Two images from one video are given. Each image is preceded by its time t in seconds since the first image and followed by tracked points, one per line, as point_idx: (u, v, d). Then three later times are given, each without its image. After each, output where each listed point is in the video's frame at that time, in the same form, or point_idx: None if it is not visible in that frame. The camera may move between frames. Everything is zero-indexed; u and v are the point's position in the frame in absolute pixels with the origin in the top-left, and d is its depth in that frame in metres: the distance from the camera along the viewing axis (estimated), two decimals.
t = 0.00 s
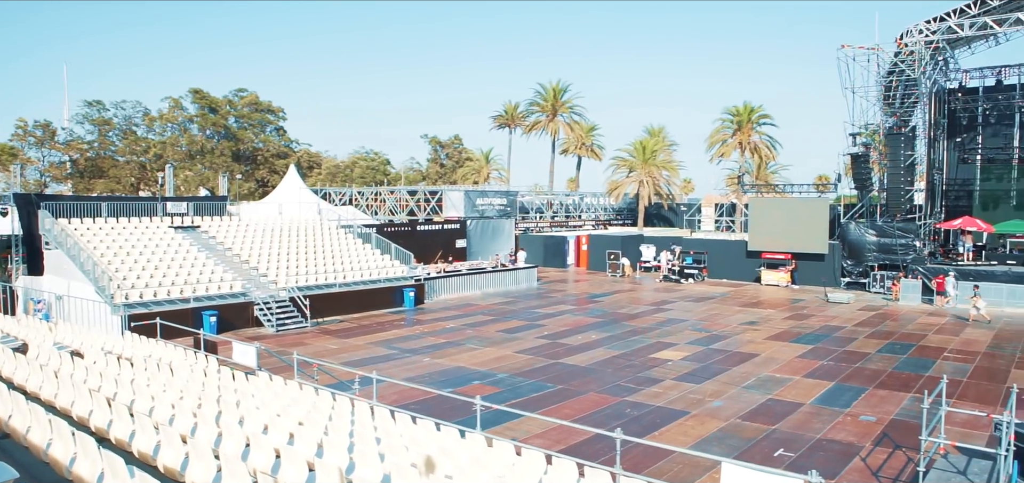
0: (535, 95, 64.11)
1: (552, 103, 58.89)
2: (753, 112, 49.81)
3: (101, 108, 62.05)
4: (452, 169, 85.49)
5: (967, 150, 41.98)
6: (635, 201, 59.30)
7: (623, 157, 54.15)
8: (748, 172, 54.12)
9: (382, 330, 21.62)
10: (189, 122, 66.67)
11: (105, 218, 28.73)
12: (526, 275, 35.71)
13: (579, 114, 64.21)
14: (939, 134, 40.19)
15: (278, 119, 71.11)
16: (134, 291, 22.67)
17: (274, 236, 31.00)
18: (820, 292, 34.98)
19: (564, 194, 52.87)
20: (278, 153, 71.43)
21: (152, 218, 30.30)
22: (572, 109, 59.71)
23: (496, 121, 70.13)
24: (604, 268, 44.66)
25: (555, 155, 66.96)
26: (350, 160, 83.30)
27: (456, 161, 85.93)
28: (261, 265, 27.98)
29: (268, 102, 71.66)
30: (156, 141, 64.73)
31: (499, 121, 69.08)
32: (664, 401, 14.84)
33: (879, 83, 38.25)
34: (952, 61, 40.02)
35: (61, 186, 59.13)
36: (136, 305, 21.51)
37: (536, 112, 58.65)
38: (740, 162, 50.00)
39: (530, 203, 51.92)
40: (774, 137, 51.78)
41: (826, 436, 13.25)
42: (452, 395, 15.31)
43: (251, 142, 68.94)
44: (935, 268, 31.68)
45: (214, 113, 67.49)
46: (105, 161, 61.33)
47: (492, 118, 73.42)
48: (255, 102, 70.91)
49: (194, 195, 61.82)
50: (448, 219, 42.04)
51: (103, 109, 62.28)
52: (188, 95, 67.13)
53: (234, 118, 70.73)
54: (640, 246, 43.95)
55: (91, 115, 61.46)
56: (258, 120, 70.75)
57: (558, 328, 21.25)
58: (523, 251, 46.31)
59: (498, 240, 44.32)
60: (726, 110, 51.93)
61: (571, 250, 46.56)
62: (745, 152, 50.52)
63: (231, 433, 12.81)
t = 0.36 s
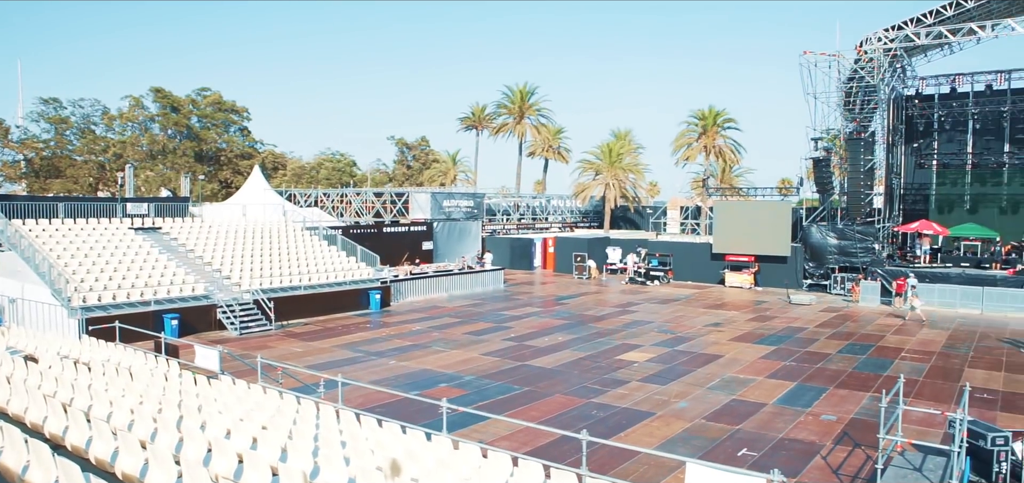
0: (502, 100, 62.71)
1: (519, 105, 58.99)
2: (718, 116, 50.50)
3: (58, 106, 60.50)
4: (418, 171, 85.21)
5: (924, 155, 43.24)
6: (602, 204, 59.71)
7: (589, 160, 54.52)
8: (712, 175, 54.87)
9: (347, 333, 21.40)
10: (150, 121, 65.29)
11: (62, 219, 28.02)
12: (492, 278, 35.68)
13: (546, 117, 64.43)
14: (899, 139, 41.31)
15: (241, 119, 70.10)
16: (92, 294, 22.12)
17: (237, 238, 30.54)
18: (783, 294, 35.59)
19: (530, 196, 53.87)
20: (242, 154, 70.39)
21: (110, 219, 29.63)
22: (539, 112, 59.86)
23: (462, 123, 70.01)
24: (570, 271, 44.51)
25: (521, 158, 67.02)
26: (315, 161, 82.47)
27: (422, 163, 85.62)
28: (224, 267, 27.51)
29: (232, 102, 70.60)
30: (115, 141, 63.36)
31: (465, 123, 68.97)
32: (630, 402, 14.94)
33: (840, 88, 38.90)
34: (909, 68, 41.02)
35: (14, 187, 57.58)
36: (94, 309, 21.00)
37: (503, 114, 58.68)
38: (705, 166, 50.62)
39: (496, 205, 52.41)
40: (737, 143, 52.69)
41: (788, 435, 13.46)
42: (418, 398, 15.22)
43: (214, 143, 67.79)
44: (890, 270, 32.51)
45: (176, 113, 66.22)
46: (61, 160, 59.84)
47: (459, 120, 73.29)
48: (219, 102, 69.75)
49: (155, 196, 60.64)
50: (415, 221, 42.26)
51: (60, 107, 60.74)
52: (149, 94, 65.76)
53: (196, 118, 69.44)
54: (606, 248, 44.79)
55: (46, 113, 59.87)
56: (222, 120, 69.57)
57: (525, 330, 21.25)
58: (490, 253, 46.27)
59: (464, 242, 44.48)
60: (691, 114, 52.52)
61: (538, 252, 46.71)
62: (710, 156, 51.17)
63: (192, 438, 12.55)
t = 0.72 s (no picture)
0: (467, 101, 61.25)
1: (485, 107, 58.97)
2: (682, 119, 51.08)
3: (10, 104, 58.83)
4: (384, 172, 84.57)
5: (881, 158, 44.32)
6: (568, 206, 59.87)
7: (555, 162, 54.68)
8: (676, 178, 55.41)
9: (310, 335, 21.18)
10: (107, 120, 63.78)
11: (15, 220, 27.29)
12: (458, 280, 35.63)
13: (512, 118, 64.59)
14: (858, 143, 42.33)
15: (203, 119, 68.93)
16: (47, 297, 21.57)
17: (199, 239, 30.05)
18: (747, 295, 36.09)
19: (497, 197, 53.44)
20: (203, 154, 69.19)
21: (66, 220, 28.96)
22: (505, 113, 59.89)
23: (428, 124, 69.71)
24: (536, 272, 44.90)
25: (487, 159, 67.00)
26: (278, 162, 81.44)
27: (388, 165, 84.92)
28: (186, 269, 27.04)
29: (194, 101, 69.39)
30: (71, 140, 61.83)
31: (431, 124, 68.70)
32: (596, 403, 15.02)
33: (801, 93, 38.50)
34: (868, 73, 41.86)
35: None
36: (49, 313, 20.47)
37: (470, 115, 58.56)
38: (669, 167, 51.10)
39: (461, 207, 52.11)
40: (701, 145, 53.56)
41: (751, 434, 13.65)
42: (384, 400, 15.13)
43: (175, 143, 66.51)
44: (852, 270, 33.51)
45: (135, 112, 64.82)
46: (14, 160, 58.24)
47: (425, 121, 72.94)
48: (180, 101, 68.49)
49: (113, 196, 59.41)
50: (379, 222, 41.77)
51: (13, 105, 59.08)
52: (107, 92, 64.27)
53: (156, 117, 68.03)
54: (572, 249, 44.66)
55: None
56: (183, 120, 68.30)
57: (491, 331, 21.25)
58: (456, 255, 46.16)
59: (430, 243, 44.35)
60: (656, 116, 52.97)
61: (504, 254, 46.55)
62: (675, 158, 51.60)
63: (151, 444, 12.28)
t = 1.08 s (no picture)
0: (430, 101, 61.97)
1: (450, 107, 58.83)
2: (645, 120, 51.62)
3: None
4: (347, 173, 83.65)
5: (839, 160, 45.18)
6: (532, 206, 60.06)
7: (519, 162, 54.75)
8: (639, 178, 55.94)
9: (272, 338, 20.87)
10: (60, 119, 61.97)
11: None
12: (422, 281, 35.45)
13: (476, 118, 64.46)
14: (816, 145, 43.01)
15: (161, 118, 67.47)
16: None
17: (157, 241, 29.47)
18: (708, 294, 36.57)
19: (461, 198, 54.56)
20: (161, 153, 67.81)
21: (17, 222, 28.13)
22: (470, 113, 59.83)
23: (392, 123, 69.22)
24: (501, 272, 44.93)
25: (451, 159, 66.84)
26: (239, 162, 80.10)
27: (351, 165, 83.97)
28: (143, 272, 26.46)
29: (151, 99, 67.88)
30: (22, 139, 59.99)
31: (395, 124, 68.28)
32: (560, 403, 15.07)
33: (761, 95, 39.74)
34: (825, 77, 42.50)
35: None
36: None
37: (434, 115, 58.36)
38: (632, 168, 51.60)
39: (426, 207, 52.72)
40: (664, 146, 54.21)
41: (713, 431, 13.82)
42: (347, 403, 14.99)
43: (132, 142, 64.92)
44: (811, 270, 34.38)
45: (89, 110, 63.10)
46: None
47: (389, 121, 72.43)
48: (137, 99, 66.91)
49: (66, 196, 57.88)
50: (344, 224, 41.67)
51: None
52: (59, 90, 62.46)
53: (112, 116, 66.32)
54: (536, 249, 44.75)
55: None
56: (140, 118, 66.76)
57: (456, 332, 21.18)
58: (420, 256, 45.86)
59: (395, 245, 44.07)
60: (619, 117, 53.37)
61: (469, 254, 46.47)
62: (638, 159, 52.23)
63: (106, 451, 11.95)
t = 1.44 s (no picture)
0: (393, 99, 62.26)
1: (410, 106, 58.63)
2: (605, 121, 52.11)
3: None
4: (306, 173, 82.64)
5: (794, 160, 46.11)
6: (493, 206, 60.27)
7: (480, 162, 54.63)
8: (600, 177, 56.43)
9: (229, 340, 20.50)
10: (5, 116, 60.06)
11: None
12: (383, 281, 35.24)
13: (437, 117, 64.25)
14: (773, 146, 43.81)
15: (113, 115, 65.92)
16: None
17: (109, 242, 28.76)
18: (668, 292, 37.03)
19: (422, 198, 54.35)
20: (114, 152, 66.42)
21: None
22: (431, 113, 59.67)
23: (352, 123, 68.67)
24: (461, 272, 44.61)
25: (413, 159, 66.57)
26: (195, 161, 78.62)
27: (311, 164, 82.97)
28: (94, 274, 25.79)
29: (103, 97, 66.26)
30: None
31: (356, 123, 67.76)
32: (522, 402, 15.07)
33: (719, 96, 40.02)
34: (781, 79, 43.29)
35: None
36: None
37: (394, 115, 58.05)
38: (592, 168, 51.96)
39: (387, 207, 52.71)
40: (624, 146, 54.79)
41: (672, 428, 13.96)
42: (306, 405, 14.81)
43: (82, 140, 63.27)
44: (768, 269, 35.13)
45: (37, 107, 61.30)
46: None
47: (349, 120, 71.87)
48: (87, 96, 65.26)
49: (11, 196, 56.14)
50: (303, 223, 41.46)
51: None
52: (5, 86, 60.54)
53: (61, 113, 64.53)
54: (497, 249, 44.94)
55: None
56: (91, 116, 65.11)
57: (417, 332, 21.06)
58: (380, 256, 45.48)
59: (355, 244, 43.53)
60: (579, 118, 53.77)
61: (429, 254, 46.26)
62: (598, 159, 52.60)
63: (54, 459, 11.60)
